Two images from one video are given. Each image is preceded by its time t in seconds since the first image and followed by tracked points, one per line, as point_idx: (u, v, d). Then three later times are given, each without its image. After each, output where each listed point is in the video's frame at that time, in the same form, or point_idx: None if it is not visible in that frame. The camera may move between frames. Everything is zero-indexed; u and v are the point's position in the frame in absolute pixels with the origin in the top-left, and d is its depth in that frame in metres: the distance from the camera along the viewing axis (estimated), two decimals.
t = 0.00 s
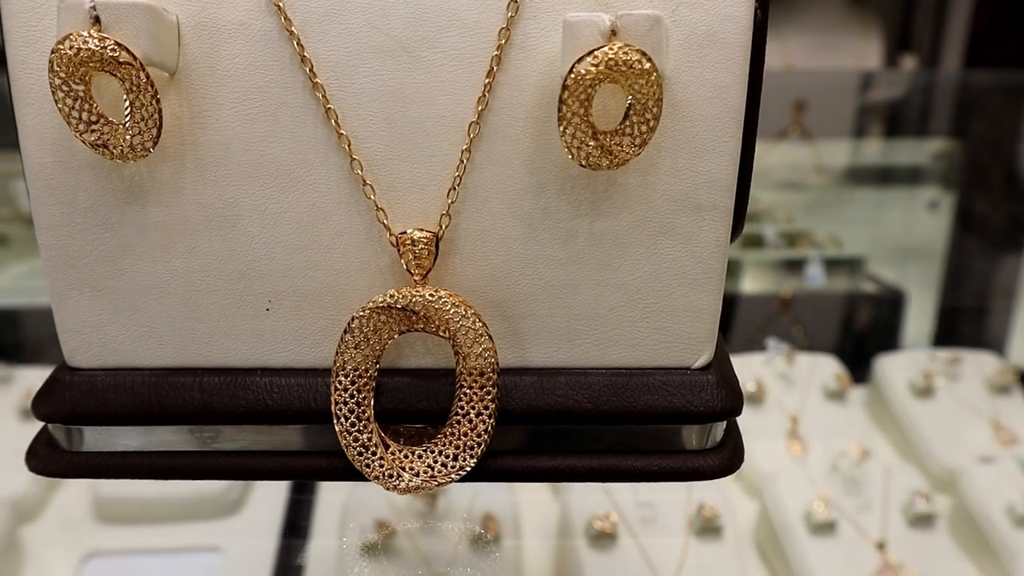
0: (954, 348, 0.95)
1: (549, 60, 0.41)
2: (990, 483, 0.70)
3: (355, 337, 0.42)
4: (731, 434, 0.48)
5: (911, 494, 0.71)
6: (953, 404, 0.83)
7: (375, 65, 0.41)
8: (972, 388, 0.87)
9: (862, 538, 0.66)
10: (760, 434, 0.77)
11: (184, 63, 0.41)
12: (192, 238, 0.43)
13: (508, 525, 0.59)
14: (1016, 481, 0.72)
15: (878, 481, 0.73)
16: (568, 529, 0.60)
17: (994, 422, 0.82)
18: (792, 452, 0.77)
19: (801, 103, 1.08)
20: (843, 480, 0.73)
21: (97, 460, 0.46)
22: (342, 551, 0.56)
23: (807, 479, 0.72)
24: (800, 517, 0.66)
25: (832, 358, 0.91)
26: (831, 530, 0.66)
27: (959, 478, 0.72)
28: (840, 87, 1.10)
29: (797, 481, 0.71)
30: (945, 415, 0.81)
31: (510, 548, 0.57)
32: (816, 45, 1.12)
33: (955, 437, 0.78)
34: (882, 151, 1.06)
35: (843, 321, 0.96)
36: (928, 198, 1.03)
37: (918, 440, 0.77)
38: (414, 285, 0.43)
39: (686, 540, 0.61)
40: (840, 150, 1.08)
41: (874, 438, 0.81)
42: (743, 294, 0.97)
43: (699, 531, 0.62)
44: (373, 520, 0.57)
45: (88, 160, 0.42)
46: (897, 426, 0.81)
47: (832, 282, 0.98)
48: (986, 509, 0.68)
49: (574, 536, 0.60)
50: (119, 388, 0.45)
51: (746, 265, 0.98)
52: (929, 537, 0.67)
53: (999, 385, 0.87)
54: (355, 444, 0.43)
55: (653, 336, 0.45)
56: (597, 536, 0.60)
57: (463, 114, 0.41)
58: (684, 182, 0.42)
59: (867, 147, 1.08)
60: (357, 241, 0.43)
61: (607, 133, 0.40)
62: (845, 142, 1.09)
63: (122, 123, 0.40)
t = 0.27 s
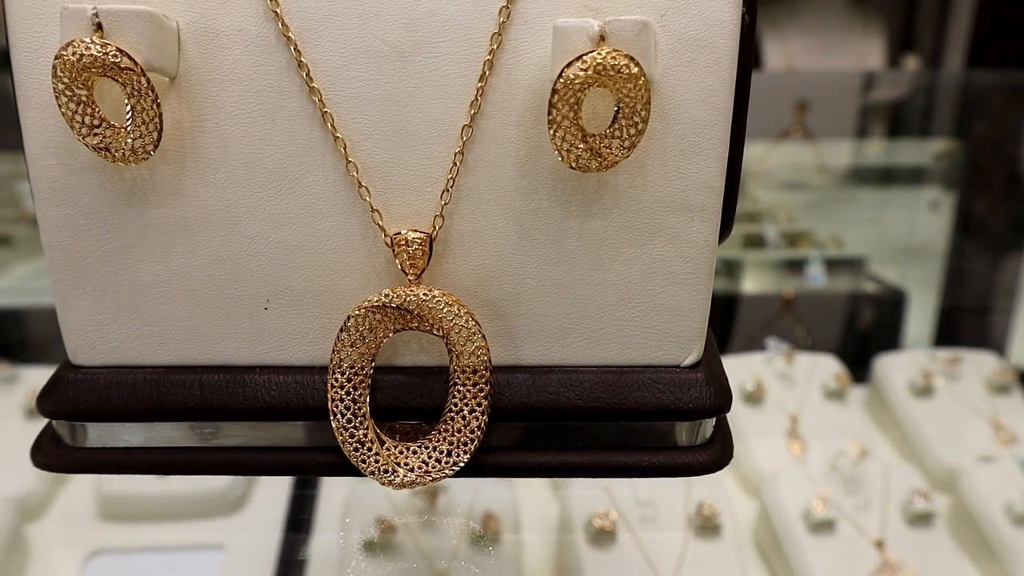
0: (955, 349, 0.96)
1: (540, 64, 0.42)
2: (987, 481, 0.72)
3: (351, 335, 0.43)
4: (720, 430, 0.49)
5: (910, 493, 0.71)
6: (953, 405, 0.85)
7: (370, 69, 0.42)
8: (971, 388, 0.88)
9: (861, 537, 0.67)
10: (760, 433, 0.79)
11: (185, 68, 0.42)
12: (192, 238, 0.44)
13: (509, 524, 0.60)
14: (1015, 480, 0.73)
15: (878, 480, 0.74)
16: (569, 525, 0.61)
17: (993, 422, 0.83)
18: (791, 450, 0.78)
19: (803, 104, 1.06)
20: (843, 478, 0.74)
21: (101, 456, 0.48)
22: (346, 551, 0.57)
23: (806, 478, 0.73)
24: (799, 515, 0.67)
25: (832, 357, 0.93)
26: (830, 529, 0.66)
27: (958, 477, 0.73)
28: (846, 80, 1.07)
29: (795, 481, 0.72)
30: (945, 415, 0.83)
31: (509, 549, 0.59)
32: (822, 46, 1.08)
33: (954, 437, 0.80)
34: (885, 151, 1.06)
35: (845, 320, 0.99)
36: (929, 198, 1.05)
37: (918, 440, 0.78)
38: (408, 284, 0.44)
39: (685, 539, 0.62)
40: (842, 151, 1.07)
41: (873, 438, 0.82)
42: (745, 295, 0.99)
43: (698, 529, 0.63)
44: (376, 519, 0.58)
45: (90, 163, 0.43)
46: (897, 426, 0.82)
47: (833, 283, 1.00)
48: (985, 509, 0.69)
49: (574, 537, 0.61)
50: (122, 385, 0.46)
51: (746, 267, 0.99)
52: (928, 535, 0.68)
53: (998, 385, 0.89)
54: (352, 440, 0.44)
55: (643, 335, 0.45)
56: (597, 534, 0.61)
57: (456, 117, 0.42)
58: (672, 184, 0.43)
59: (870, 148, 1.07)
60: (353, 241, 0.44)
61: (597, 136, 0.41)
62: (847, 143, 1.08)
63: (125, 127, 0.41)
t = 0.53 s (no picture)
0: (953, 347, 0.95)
1: (535, 70, 0.43)
2: (981, 479, 0.72)
3: (349, 336, 0.44)
4: (713, 430, 0.49)
5: (906, 492, 0.73)
6: (950, 404, 0.85)
7: (368, 75, 0.43)
8: (968, 388, 0.88)
9: (858, 536, 0.68)
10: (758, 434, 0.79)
11: (186, 74, 0.43)
12: (193, 241, 0.45)
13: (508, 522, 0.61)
14: (1011, 480, 0.73)
15: (874, 480, 0.75)
16: (567, 522, 0.63)
17: (991, 421, 0.83)
18: (790, 450, 0.78)
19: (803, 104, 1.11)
20: (840, 477, 0.75)
21: (103, 455, 0.48)
22: (345, 550, 0.58)
23: (804, 477, 0.74)
24: (797, 514, 0.68)
25: (830, 358, 0.92)
26: (828, 528, 0.67)
27: (955, 476, 0.74)
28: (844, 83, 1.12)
29: (793, 485, 0.72)
30: (942, 415, 0.83)
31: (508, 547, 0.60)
32: (823, 48, 1.13)
33: (951, 436, 0.80)
34: (884, 152, 1.10)
35: (844, 321, 0.98)
36: (928, 198, 1.07)
37: (915, 440, 0.79)
38: (405, 286, 0.44)
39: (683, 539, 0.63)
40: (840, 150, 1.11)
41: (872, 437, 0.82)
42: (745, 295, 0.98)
43: (696, 528, 0.64)
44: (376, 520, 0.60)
45: (94, 167, 0.43)
46: (894, 425, 0.82)
47: (832, 282, 1.00)
48: (981, 507, 0.70)
49: (574, 539, 0.62)
50: (124, 385, 0.46)
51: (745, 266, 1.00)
52: (924, 534, 0.69)
53: (994, 384, 0.88)
54: (350, 439, 0.44)
55: (637, 335, 0.46)
56: (596, 534, 0.62)
57: (453, 122, 0.43)
58: (665, 187, 0.44)
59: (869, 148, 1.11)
60: (351, 244, 0.45)
61: (590, 141, 0.41)
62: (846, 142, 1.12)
63: (127, 132, 0.42)
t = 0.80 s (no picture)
0: (948, 348, 0.97)
1: (527, 75, 0.44)
2: (977, 477, 0.74)
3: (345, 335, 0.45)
4: (703, 428, 0.50)
5: (901, 491, 0.74)
6: (946, 404, 0.86)
7: (363, 80, 0.44)
8: (964, 387, 0.89)
9: (854, 534, 0.69)
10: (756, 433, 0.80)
11: (185, 79, 0.44)
12: (193, 242, 0.46)
13: (506, 519, 0.62)
14: (1006, 478, 0.75)
15: (870, 479, 0.76)
16: (565, 518, 0.63)
17: (986, 420, 0.84)
18: (786, 449, 0.79)
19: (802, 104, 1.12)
20: (836, 477, 0.76)
21: (105, 452, 0.49)
22: (344, 545, 0.59)
23: (800, 477, 0.75)
24: (793, 514, 0.69)
25: (826, 356, 0.94)
26: (824, 525, 0.69)
27: (951, 475, 0.75)
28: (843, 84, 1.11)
29: (788, 485, 0.73)
30: (938, 414, 0.84)
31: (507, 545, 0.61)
32: (821, 47, 1.11)
33: (947, 435, 0.81)
34: (883, 152, 1.11)
35: (842, 320, 1.00)
36: (926, 197, 1.10)
37: (912, 440, 0.80)
38: (400, 286, 0.45)
39: (679, 537, 0.65)
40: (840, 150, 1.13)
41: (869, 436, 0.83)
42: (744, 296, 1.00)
43: (692, 525, 0.65)
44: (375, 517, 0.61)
45: (95, 170, 0.44)
46: (891, 424, 0.83)
47: (830, 283, 1.02)
48: (975, 505, 0.71)
49: (571, 536, 0.63)
50: (125, 383, 0.47)
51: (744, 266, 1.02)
52: (920, 531, 0.70)
53: (990, 384, 0.90)
54: (346, 436, 0.45)
55: (627, 334, 0.47)
56: (593, 530, 0.63)
57: (446, 126, 0.44)
58: (655, 189, 0.45)
59: (868, 148, 1.12)
60: (347, 245, 0.46)
61: (581, 144, 0.42)
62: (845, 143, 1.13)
63: (128, 136, 0.43)
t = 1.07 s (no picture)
0: (945, 348, 0.99)
1: (518, 80, 0.45)
2: (974, 478, 0.76)
3: (343, 331, 0.46)
4: (688, 421, 0.52)
5: (896, 489, 0.76)
6: (941, 403, 0.88)
7: (360, 85, 0.45)
8: (959, 387, 0.92)
9: (849, 532, 0.71)
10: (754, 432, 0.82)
11: (189, 85, 0.45)
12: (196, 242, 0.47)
13: (506, 522, 0.65)
14: (1001, 477, 0.77)
15: (865, 478, 0.78)
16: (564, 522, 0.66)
17: (981, 420, 0.87)
18: (783, 449, 0.82)
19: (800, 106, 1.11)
20: (831, 475, 0.79)
21: (112, 444, 0.51)
22: (344, 537, 0.63)
23: (796, 475, 0.77)
24: (789, 511, 0.71)
25: (823, 356, 0.96)
26: (818, 523, 0.70)
27: (945, 474, 0.78)
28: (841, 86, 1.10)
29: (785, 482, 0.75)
30: (935, 414, 0.86)
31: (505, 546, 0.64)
32: (818, 49, 1.11)
33: (943, 435, 0.83)
34: (882, 154, 1.11)
35: (840, 321, 1.03)
36: (924, 200, 1.11)
37: (907, 440, 0.82)
38: (396, 284, 0.47)
39: (677, 534, 0.67)
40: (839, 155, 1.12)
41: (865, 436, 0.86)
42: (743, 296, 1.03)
43: (690, 523, 0.68)
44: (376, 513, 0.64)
45: (102, 172, 0.46)
46: (887, 425, 0.86)
47: (828, 284, 1.05)
48: (969, 502, 0.74)
49: (569, 534, 0.66)
50: (131, 378, 0.49)
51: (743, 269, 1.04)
52: (914, 529, 0.73)
53: (985, 384, 0.92)
54: (344, 429, 0.47)
55: (615, 330, 0.49)
56: (590, 529, 0.65)
57: (440, 128, 0.46)
58: (641, 190, 0.47)
59: (867, 151, 1.11)
60: (345, 244, 0.48)
61: (569, 147, 0.44)
62: (843, 146, 1.12)
63: (133, 139, 0.44)
